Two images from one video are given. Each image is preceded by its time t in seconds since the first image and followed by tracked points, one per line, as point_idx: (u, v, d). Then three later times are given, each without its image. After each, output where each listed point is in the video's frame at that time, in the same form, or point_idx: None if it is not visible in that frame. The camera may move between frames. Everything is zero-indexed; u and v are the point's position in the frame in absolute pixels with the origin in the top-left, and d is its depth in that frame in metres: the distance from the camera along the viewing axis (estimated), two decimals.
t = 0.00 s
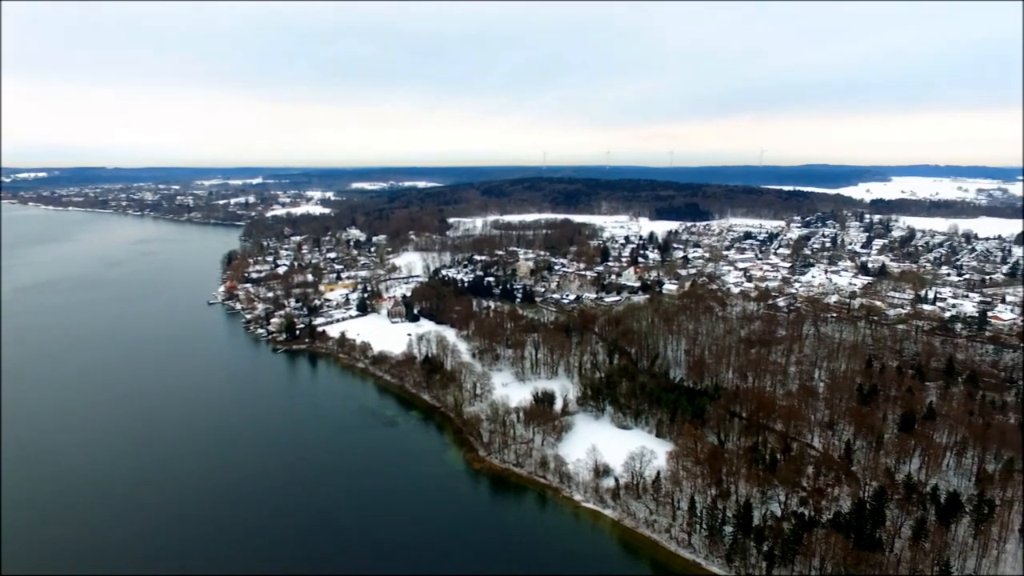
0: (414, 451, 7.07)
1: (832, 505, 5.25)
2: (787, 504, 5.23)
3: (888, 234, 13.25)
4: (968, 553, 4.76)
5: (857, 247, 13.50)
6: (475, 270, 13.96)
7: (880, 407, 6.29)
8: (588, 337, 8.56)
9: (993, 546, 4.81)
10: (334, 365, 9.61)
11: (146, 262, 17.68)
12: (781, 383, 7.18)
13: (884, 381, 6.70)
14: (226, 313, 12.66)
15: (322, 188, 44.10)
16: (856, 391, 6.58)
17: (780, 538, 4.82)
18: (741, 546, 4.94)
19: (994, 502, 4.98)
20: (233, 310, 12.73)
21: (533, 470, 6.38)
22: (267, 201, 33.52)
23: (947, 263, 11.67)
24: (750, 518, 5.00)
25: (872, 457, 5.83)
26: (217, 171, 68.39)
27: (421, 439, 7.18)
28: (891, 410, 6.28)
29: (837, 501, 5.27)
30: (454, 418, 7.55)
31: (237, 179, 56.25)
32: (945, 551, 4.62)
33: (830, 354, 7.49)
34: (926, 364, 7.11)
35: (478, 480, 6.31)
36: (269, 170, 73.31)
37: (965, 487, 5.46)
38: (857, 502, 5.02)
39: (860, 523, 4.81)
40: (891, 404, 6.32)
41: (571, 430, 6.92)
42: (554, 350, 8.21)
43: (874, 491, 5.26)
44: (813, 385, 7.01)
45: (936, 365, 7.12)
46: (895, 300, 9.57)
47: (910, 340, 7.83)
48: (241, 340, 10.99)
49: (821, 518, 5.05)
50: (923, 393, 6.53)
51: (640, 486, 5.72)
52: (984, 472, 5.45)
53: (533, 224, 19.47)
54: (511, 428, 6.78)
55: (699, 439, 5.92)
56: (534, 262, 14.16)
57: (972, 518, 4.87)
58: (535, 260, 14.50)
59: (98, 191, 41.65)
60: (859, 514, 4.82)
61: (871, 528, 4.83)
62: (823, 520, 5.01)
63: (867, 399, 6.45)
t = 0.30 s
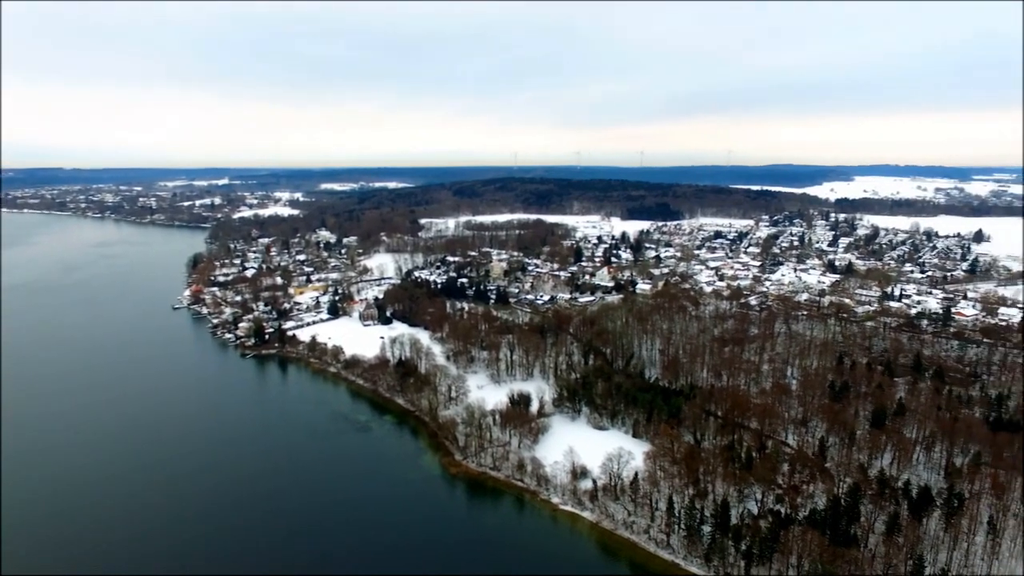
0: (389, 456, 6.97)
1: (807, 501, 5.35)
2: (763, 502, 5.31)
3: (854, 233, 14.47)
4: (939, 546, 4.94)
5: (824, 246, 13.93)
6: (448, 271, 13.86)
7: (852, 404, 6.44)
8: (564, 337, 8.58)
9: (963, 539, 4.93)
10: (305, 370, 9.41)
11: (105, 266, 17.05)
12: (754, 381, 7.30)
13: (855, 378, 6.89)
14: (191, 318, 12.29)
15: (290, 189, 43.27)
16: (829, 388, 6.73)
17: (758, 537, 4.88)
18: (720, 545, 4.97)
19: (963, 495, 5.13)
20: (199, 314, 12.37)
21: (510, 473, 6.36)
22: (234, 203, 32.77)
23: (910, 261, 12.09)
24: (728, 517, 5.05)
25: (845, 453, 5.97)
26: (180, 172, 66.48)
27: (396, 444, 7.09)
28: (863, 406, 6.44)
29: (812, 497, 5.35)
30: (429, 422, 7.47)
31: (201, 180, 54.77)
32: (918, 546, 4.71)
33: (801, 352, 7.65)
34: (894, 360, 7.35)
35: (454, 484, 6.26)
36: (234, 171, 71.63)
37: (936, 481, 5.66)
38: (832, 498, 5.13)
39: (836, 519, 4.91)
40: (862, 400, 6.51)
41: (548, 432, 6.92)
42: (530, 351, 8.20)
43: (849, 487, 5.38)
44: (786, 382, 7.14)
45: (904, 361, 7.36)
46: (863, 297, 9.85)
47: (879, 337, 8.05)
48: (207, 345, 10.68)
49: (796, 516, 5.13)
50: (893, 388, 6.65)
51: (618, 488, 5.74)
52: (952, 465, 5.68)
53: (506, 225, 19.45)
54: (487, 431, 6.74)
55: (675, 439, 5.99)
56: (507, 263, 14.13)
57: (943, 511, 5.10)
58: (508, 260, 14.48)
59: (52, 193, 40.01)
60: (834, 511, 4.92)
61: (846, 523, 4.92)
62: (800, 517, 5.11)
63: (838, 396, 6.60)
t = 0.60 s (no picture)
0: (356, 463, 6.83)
1: (776, 497, 5.46)
2: (734, 500, 5.40)
3: (812, 231, 15.00)
4: (904, 537, 5.09)
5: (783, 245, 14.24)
6: (413, 273, 13.69)
7: (818, 399, 6.63)
8: (533, 338, 8.57)
9: (927, 530, 5.11)
10: (267, 376, 9.15)
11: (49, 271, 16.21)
12: (722, 378, 7.43)
13: (819, 374, 7.09)
14: (145, 324, 11.80)
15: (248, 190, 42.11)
16: (795, 385, 6.92)
17: (730, 535, 4.95)
18: (692, 544, 5.04)
19: (926, 487, 5.31)
20: (153, 321, 11.88)
21: (480, 478, 6.31)
22: (190, 204, 31.71)
23: (866, 258, 12.60)
24: (701, 516, 5.12)
25: (812, 448, 6.12)
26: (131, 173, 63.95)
27: (364, 451, 6.95)
28: (827, 402, 6.64)
29: (781, 494, 5.50)
30: (397, 427, 7.35)
31: (154, 181, 52.77)
32: (884, 538, 4.85)
33: (767, 349, 7.84)
34: (856, 356, 7.59)
35: (425, 491, 6.18)
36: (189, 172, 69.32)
37: (899, 474, 5.82)
38: (801, 494, 5.24)
39: (805, 515, 5.00)
40: (827, 396, 6.71)
41: (518, 434, 6.90)
42: (499, 353, 8.17)
43: (816, 482, 5.52)
44: (753, 379, 7.30)
45: (865, 356, 7.62)
46: (824, 294, 10.17)
47: (841, 332, 8.34)
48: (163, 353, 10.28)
49: (766, 512, 5.24)
50: (856, 383, 6.89)
51: (590, 490, 5.77)
52: (914, 458, 5.87)
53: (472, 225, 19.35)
54: (456, 435, 6.68)
55: (646, 438, 6.07)
56: (474, 264, 14.06)
57: (906, 504, 5.22)
58: (475, 261, 14.41)
59: None
60: (803, 507, 5.03)
61: (815, 519, 5.03)
62: (770, 513, 5.22)
63: (804, 393, 6.78)
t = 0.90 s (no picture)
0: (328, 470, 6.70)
1: (752, 496, 5.55)
2: (711, 498, 5.47)
3: (778, 229, 15.35)
4: (876, 532, 5.21)
5: (752, 244, 14.47)
6: (384, 275, 13.52)
7: (789, 396, 6.80)
8: (506, 340, 8.55)
9: (897, 524, 5.27)
10: (234, 383, 8.91)
11: None
12: (696, 378, 7.52)
13: (789, 371, 7.24)
14: (104, 331, 11.35)
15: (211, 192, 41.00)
16: (767, 382, 7.07)
17: (707, 535, 5.00)
18: (670, 545, 5.08)
19: (896, 481, 5.46)
20: (112, 327, 11.44)
21: (456, 483, 6.26)
22: (150, 206, 30.68)
23: (831, 256, 12.95)
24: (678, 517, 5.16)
25: (785, 445, 6.24)
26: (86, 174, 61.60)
27: (335, 456, 6.84)
28: (799, 398, 6.80)
29: (756, 491, 5.60)
30: (370, 433, 7.25)
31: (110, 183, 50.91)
32: (857, 533, 4.97)
33: (738, 348, 7.97)
34: (825, 353, 7.77)
35: (398, 497, 6.10)
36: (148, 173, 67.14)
37: (869, 469, 5.97)
38: (775, 492, 5.34)
39: (780, 512, 5.11)
40: (798, 393, 6.87)
41: (493, 437, 6.87)
42: (472, 354, 8.12)
43: (790, 479, 5.64)
44: (726, 378, 7.42)
45: (834, 353, 7.81)
46: (792, 292, 10.41)
47: (810, 330, 8.56)
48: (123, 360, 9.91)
49: (743, 510, 5.32)
50: (826, 380, 7.07)
51: (566, 492, 5.78)
52: (883, 453, 6.03)
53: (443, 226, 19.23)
54: (430, 439, 6.61)
55: (621, 438, 6.12)
56: (446, 265, 13.96)
57: (878, 498, 5.36)
58: (447, 262, 14.31)
59: None
60: (778, 503, 5.12)
61: (790, 515, 5.12)
62: (745, 512, 5.31)
63: (777, 390, 6.93)
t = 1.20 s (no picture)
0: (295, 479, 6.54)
1: (725, 494, 5.65)
2: (685, 498, 5.53)
3: (740, 228, 15.69)
4: (846, 526, 5.36)
5: (716, 242, 14.77)
6: (349, 277, 13.28)
7: (759, 393, 6.93)
8: (476, 342, 8.50)
9: (865, 517, 5.43)
10: (194, 391, 8.61)
11: None
12: (666, 376, 7.61)
13: (758, 368, 7.40)
14: (53, 339, 10.82)
15: (167, 193, 39.62)
16: (736, 380, 7.21)
17: (683, 535, 5.06)
18: (646, 546, 5.11)
19: (863, 475, 5.63)
20: (63, 335, 10.92)
21: (428, 489, 6.19)
22: (102, 208, 29.50)
23: (793, 253, 13.32)
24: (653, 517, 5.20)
25: (756, 443, 6.36)
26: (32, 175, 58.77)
27: (302, 464, 6.67)
28: (767, 395, 6.94)
29: (728, 489, 5.70)
30: (338, 439, 7.09)
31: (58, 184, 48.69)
32: (828, 529, 5.10)
33: (707, 346, 8.12)
34: (792, 349, 7.99)
35: (368, 505, 5.99)
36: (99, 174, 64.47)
37: (837, 464, 6.14)
38: (747, 490, 5.46)
39: (753, 510, 5.20)
40: (767, 390, 7.01)
41: (464, 441, 6.81)
42: (442, 357, 8.04)
43: (761, 476, 5.75)
44: (696, 376, 7.54)
45: (799, 349, 8.03)
46: (757, 290, 10.66)
47: (776, 327, 8.77)
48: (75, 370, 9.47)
49: (716, 509, 5.40)
50: (793, 376, 7.26)
51: (540, 495, 5.77)
52: (850, 447, 6.20)
53: (409, 227, 19.03)
54: (400, 445, 6.52)
55: (594, 439, 6.14)
56: (413, 266, 13.80)
57: (847, 493, 5.50)
58: (414, 264, 14.16)
59: None
60: (751, 501, 5.22)
61: (762, 512, 5.21)
62: (719, 509, 5.40)
63: (746, 387, 7.07)
